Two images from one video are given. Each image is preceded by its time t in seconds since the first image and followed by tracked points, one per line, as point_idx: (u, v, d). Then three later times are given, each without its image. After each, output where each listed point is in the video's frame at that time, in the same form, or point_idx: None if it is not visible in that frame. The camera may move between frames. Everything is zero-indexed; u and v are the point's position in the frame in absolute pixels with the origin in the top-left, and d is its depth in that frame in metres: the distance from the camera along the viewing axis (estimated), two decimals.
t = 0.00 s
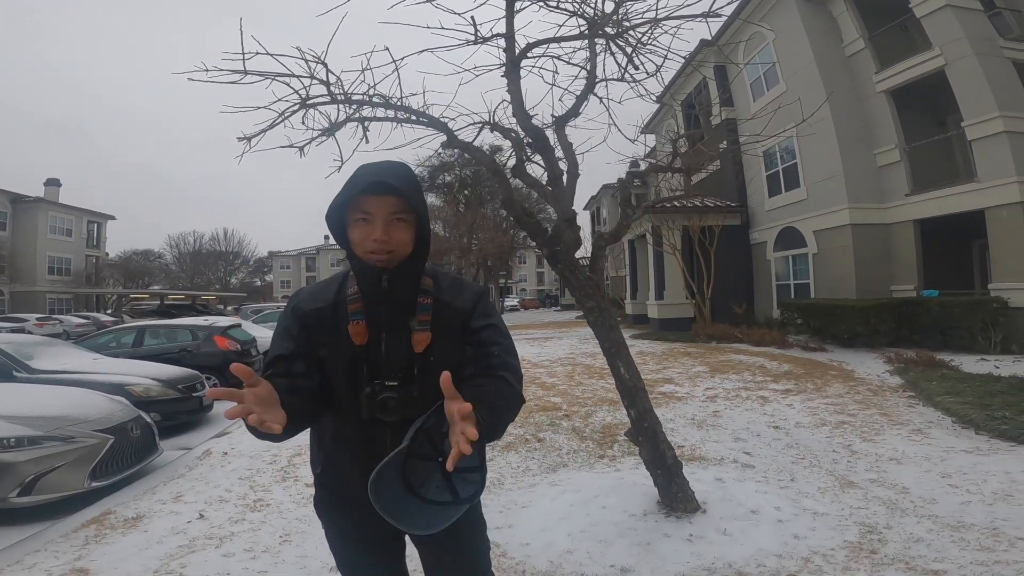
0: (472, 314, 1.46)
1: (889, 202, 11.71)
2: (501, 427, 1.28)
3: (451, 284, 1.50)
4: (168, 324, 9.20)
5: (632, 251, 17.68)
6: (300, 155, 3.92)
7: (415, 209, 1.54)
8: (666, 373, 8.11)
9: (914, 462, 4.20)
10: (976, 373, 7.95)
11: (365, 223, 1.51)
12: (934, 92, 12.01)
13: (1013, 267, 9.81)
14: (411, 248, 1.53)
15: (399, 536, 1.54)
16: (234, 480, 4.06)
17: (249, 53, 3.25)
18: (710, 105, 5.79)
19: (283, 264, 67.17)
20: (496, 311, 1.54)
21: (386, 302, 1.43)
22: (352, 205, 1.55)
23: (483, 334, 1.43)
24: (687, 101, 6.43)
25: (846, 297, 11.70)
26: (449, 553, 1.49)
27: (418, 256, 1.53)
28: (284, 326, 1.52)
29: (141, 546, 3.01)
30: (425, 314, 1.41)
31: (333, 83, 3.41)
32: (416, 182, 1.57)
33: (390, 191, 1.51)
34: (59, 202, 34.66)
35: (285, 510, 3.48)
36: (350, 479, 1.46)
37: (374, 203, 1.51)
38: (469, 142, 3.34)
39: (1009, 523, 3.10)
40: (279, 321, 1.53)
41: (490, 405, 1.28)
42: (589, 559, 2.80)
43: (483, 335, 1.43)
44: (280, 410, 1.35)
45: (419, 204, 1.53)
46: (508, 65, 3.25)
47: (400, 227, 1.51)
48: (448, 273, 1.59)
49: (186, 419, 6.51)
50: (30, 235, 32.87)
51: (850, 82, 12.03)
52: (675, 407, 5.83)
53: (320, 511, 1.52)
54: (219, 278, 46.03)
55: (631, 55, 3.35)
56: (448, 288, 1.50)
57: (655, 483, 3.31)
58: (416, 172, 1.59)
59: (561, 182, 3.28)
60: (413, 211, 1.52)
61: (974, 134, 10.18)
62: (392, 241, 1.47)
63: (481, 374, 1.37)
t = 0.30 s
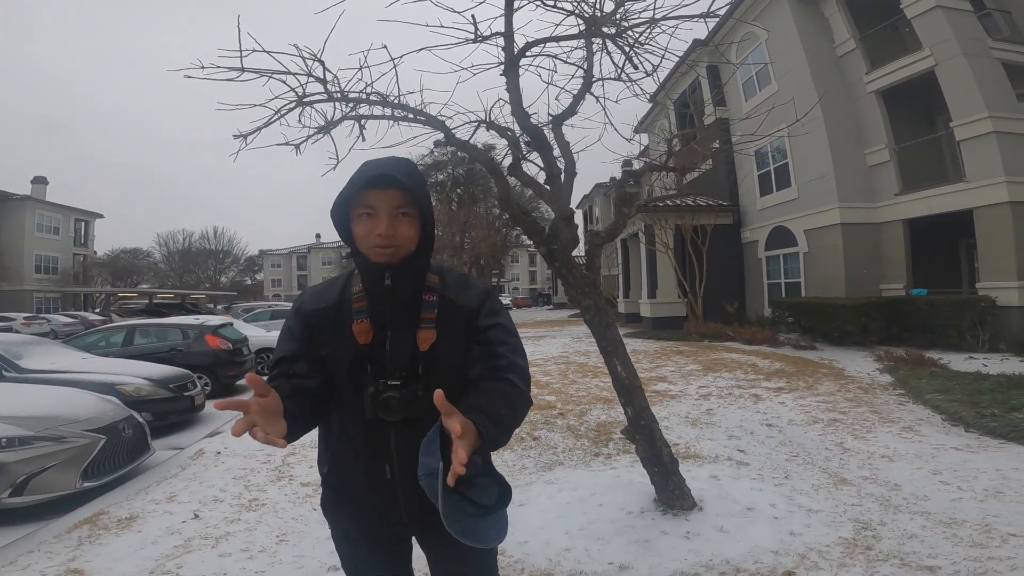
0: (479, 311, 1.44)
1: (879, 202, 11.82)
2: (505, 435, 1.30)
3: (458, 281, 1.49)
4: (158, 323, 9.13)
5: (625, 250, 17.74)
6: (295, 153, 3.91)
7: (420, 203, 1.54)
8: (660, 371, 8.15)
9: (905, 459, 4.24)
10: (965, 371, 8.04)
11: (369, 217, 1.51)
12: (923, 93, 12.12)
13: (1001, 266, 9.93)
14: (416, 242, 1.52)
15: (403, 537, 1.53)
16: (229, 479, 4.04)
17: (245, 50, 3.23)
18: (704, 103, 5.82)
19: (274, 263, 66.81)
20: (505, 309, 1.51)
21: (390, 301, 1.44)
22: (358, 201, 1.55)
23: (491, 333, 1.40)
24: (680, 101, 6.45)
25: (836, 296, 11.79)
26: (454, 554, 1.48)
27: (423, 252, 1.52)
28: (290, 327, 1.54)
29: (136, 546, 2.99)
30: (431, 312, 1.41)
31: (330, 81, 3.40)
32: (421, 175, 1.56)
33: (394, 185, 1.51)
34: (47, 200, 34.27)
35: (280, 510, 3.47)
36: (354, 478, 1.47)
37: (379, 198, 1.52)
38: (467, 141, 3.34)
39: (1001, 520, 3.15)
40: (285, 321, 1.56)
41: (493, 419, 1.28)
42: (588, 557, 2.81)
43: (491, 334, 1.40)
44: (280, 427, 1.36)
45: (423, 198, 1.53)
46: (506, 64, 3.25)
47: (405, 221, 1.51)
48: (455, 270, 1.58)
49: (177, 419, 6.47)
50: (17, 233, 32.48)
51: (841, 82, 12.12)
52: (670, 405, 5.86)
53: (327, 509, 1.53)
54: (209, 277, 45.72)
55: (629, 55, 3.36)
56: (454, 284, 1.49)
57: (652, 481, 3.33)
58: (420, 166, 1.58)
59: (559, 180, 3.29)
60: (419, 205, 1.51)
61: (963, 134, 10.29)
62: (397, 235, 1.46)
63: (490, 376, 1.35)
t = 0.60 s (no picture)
0: (508, 305, 1.44)
1: (864, 202, 11.99)
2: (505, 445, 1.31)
3: (488, 274, 1.48)
4: (143, 320, 8.98)
5: (613, 248, 17.81)
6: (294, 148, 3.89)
7: (451, 190, 1.51)
8: (651, 368, 8.19)
9: (896, 454, 4.31)
10: (949, 368, 8.17)
11: (399, 204, 1.48)
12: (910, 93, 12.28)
13: (983, 266, 10.12)
14: (446, 230, 1.50)
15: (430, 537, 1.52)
16: (222, 478, 3.99)
17: (246, 45, 3.21)
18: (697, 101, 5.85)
19: (259, 260, 66.18)
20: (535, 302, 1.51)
21: (418, 294, 1.43)
22: (386, 187, 1.52)
23: (522, 327, 1.40)
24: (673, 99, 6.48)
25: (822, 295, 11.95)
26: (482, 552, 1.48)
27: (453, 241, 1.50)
28: (319, 321, 1.53)
29: (131, 546, 2.93)
30: (461, 305, 1.40)
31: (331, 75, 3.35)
32: (451, 161, 1.53)
33: (424, 170, 1.48)
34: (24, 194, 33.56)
35: (277, 509, 3.43)
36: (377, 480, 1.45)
37: (408, 184, 1.50)
38: (469, 137, 3.32)
39: (994, 513, 3.21)
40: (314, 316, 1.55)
41: (508, 429, 1.30)
42: (592, 552, 2.81)
43: (521, 329, 1.40)
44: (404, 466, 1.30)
45: (452, 184, 1.50)
46: (513, 61, 3.23)
47: (436, 207, 1.48)
48: (484, 261, 1.57)
49: (164, 417, 6.37)
50: None
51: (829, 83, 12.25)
52: (663, 402, 5.90)
53: (353, 511, 1.52)
54: (192, 273, 45.12)
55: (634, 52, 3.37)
56: (484, 277, 1.48)
57: (652, 477, 3.34)
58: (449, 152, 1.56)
59: (564, 177, 3.28)
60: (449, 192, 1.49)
61: (949, 135, 10.43)
62: (427, 223, 1.44)
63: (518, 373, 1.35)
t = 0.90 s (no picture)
0: (552, 297, 1.44)
1: (831, 202, 12.31)
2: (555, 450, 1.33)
3: (530, 266, 1.48)
4: (108, 317, 8.69)
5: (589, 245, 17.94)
6: (284, 140, 3.86)
7: (491, 179, 1.52)
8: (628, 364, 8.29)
9: (870, 445, 4.46)
10: (914, 363, 8.46)
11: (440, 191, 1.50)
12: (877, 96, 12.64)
13: (943, 265, 10.52)
14: (486, 219, 1.51)
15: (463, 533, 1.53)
16: (203, 478, 3.91)
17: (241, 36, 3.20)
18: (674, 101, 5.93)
19: (226, 255, 64.69)
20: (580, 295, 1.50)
21: (457, 284, 1.43)
22: (426, 176, 1.54)
23: (568, 321, 1.40)
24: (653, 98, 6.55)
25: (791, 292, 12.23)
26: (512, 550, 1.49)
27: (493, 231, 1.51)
28: (359, 314, 1.55)
29: (115, 548, 2.86)
30: (502, 297, 1.41)
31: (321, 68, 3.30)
32: (491, 151, 1.54)
33: (465, 158, 1.50)
34: None
35: (264, 508, 3.38)
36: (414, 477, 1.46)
37: (449, 171, 1.51)
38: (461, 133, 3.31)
39: (966, 502, 3.36)
40: (354, 310, 1.57)
41: (553, 427, 1.33)
42: (589, 544, 2.85)
43: (566, 322, 1.40)
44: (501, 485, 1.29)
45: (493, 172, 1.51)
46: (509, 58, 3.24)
47: (475, 195, 1.49)
48: (526, 253, 1.57)
49: (134, 417, 6.19)
50: None
51: (801, 84, 12.53)
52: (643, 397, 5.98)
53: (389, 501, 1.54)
54: (155, 269, 43.81)
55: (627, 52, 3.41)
56: (526, 268, 1.48)
57: (642, 470, 3.39)
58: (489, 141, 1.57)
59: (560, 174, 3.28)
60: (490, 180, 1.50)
61: (914, 137, 10.76)
62: (468, 211, 1.46)
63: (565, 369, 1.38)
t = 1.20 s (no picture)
0: (615, 288, 1.43)
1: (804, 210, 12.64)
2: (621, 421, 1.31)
3: (594, 259, 1.47)
4: (73, 309, 8.43)
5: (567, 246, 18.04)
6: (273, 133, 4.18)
7: (555, 170, 1.52)
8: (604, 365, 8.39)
9: (838, 446, 4.60)
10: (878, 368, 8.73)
11: (503, 183, 1.52)
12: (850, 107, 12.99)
13: (907, 274, 10.89)
14: (550, 212, 1.51)
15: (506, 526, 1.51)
16: (177, 476, 4.06)
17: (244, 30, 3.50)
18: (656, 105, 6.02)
19: (195, 250, 63.27)
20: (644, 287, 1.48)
21: (520, 274, 1.44)
22: (491, 169, 1.56)
23: (630, 314, 1.38)
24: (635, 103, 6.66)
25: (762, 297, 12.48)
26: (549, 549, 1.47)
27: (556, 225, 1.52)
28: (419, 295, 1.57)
29: (86, 547, 3.05)
30: (563, 289, 1.40)
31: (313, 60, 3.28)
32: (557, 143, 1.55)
33: (528, 150, 1.51)
34: None
35: (243, 505, 3.62)
36: (459, 463, 1.45)
37: (513, 164, 1.52)
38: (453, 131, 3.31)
39: (930, 501, 3.49)
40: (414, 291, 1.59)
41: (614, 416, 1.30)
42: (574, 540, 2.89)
43: (629, 314, 1.38)
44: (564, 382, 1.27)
45: (557, 165, 1.51)
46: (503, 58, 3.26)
47: (540, 188, 1.50)
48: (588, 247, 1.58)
49: (101, 412, 6.05)
50: None
51: (778, 93, 12.83)
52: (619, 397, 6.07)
53: (433, 488, 1.54)
54: (120, 262, 42.62)
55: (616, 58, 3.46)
56: (590, 260, 1.48)
57: (624, 467, 3.46)
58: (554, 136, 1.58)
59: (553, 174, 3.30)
60: (554, 173, 1.51)
61: (884, 147, 11.08)
62: (532, 203, 1.47)
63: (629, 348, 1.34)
